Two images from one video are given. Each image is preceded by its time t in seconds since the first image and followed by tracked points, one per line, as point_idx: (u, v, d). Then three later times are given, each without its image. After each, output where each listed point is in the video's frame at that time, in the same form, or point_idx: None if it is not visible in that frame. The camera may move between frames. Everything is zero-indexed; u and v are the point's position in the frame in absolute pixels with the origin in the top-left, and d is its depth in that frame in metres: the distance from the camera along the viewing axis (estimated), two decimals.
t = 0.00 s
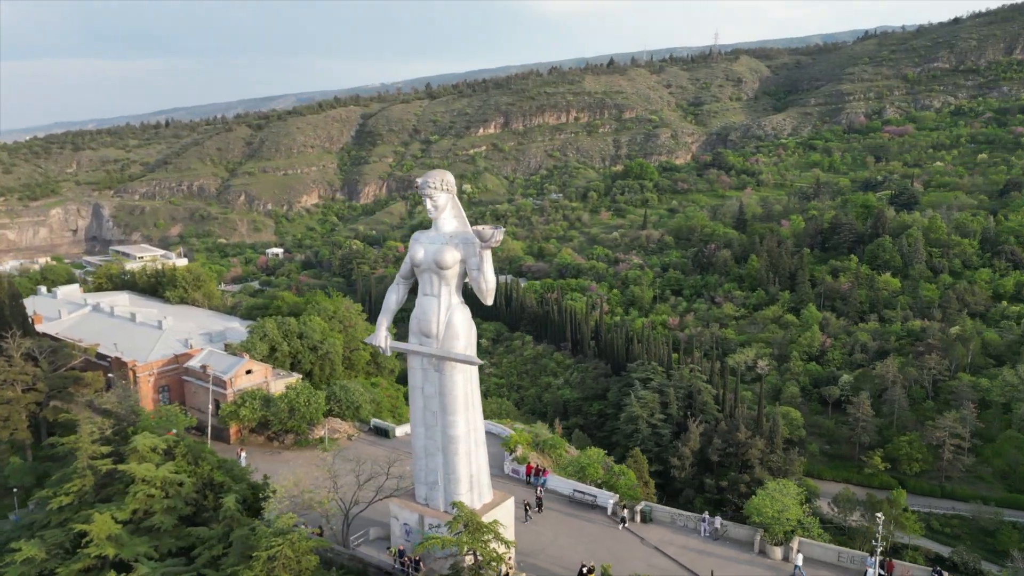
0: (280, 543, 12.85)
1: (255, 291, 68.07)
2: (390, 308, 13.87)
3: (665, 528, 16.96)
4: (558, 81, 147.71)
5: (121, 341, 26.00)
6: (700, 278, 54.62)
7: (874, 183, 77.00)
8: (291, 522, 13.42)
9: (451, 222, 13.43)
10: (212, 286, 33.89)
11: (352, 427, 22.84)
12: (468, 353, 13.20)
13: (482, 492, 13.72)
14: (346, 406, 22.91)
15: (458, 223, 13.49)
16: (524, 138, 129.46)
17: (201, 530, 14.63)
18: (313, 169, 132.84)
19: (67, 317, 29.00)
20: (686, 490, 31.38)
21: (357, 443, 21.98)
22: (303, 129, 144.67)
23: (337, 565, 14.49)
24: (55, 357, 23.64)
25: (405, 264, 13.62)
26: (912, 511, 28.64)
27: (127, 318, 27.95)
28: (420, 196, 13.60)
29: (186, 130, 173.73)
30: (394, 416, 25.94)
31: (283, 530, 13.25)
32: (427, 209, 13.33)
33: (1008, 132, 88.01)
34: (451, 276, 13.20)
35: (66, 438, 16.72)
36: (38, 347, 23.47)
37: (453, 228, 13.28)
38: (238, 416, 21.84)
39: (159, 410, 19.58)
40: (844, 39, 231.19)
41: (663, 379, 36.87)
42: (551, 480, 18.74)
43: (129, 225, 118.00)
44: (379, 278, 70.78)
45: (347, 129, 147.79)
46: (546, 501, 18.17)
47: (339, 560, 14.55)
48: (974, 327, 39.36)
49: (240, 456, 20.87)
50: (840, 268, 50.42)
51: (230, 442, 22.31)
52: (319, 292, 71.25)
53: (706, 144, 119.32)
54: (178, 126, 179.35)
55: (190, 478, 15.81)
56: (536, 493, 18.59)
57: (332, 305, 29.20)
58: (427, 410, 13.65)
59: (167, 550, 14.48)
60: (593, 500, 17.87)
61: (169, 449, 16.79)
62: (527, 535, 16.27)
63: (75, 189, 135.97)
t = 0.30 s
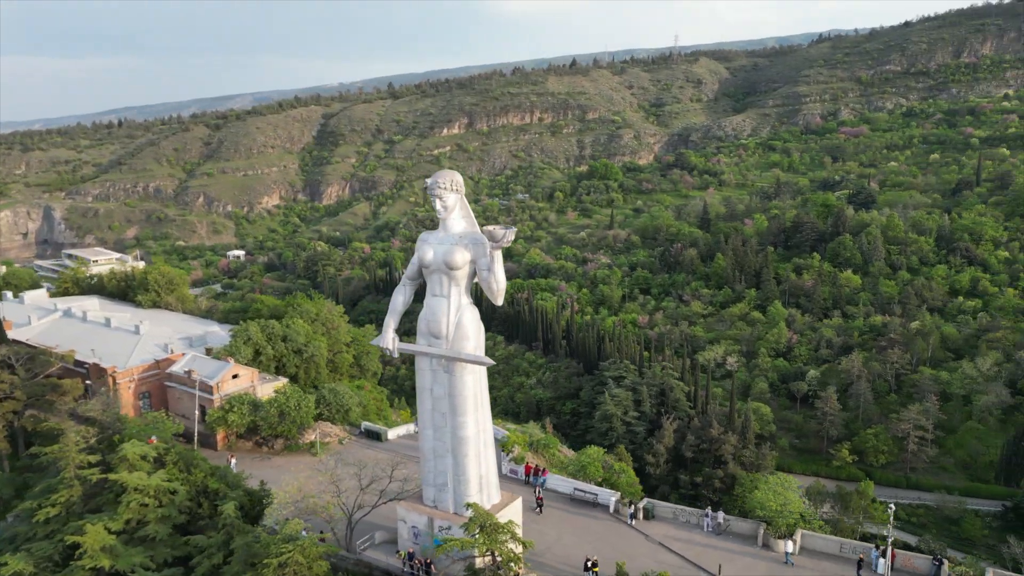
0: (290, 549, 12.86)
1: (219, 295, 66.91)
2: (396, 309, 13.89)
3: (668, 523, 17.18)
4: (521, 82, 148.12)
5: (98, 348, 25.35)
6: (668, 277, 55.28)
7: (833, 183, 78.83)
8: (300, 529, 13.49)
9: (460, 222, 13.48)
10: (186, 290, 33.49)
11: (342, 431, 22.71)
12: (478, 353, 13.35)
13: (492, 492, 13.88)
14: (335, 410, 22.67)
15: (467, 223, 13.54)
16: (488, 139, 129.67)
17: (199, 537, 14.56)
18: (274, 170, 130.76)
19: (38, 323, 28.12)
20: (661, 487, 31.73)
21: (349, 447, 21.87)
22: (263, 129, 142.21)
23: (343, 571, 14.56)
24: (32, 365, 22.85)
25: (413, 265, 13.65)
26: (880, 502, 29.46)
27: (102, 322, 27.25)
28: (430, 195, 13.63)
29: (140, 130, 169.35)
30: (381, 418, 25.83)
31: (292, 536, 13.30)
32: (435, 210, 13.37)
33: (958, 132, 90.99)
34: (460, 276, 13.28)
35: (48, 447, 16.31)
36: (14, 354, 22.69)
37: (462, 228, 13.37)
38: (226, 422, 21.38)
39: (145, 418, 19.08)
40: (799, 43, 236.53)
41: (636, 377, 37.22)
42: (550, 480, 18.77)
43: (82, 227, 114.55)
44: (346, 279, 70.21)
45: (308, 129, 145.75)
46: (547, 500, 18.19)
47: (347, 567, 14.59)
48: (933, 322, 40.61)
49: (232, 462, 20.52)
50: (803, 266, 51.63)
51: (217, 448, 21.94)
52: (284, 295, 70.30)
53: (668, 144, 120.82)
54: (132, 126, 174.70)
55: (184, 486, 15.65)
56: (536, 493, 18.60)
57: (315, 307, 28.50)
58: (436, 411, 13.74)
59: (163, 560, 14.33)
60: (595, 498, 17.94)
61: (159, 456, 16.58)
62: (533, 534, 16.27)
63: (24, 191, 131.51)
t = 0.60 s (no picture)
0: (301, 557, 12.95)
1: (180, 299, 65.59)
2: (404, 311, 13.93)
3: (669, 520, 17.30)
4: (484, 83, 148.18)
5: (73, 355, 24.70)
6: (636, 276, 55.81)
7: (792, 183, 80.46)
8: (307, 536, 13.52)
9: (468, 222, 13.51)
10: (158, 294, 32.79)
11: (333, 435, 22.31)
12: (488, 353, 13.47)
13: (501, 494, 14.06)
14: (325, 413, 22.34)
15: (475, 223, 13.57)
16: (452, 139, 129.72)
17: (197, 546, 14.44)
18: (234, 171, 128.40)
19: (6, 329, 27.29)
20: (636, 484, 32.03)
21: (340, 451, 21.51)
22: (221, 129, 139.34)
23: None
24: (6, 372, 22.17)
25: (421, 266, 13.68)
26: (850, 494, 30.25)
27: (75, 328, 26.54)
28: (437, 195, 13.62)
29: (92, 130, 164.52)
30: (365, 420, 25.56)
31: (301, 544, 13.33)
32: (444, 210, 13.38)
33: (910, 133, 93.82)
34: (471, 277, 13.35)
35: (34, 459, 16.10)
36: None
37: (470, 229, 13.39)
38: (214, 428, 20.86)
39: (133, 426, 18.76)
40: (756, 45, 241.01)
41: (610, 376, 37.44)
42: (549, 480, 18.72)
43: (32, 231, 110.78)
44: (312, 282, 69.47)
45: (268, 129, 143.40)
46: (547, 501, 18.16)
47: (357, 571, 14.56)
48: (894, 317, 41.81)
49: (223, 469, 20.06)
50: (767, 264, 52.71)
51: (204, 455, 21.41)
52: (248, 298, 69.23)
53: (630, 145, 122.21)
54: (83, 126, 169.62)
55: (178, 494, 15.43)
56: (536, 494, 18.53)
57: (296, 310, 28.03)
58: (445, 414, 13.84)
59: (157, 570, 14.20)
60: (595, 497, 18.01)
61: (151, 465, 16.37)
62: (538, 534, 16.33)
63: None
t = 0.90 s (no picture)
0: (313, 561, 12.83)
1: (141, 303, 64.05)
2: (411, 312, 13.94)
3: (671, 516, 17.47)
4: (447, 82, 147.88)
5: (49, 362, 24.03)
6: (604, 275, 56.23)
7: (754, 182, 81.83)
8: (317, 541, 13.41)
9: (477, 222, 13.55)
10: (130, 298, 32.17)
11: (324, 439, 21.97)
12: (498, 353, 13.54)
13: (509, 494, 14.17)
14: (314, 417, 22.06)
15: (483, 224, 13.61)
16: (416, 140, 129.16)
17: (197, 554, 14.30)
18: (192, 172, 125.63)
19: None
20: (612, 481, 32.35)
21: (331, 455, 21.20)
22: (178, 129, 135.93)
23: None
24: None
25: (429, 267, 13.67)
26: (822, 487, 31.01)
27: (49, 334, 25.83)
28: (445, 196, 13.62)
29: (40, 130, 159.11)
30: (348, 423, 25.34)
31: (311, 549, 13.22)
32: (452, 210, 13.41)
33: (865, 134, 96.44)
34: (480, 277, 13.40)
35: (21, 471, 15.97)
36: None
37: (480, 229, 13.43)
38: (201, 434, 20.38)
39: (120, 436, 18.44)
40: (713, 46, 244.82)
41: (584, 375, 37.72)
42: (548, 480, 18.80)
43: None
44: (277, 284, 68.52)
45: (227, 129, 140.66)
46: (548, 500, 18.24)
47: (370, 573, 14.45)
48: (857, 313, 42.88)
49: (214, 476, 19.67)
50: (732, 262, 53.59)
51: (191, 462, 20.87)
52: (210, 302, 67.92)
53: (594, 145, 123.60)
54: (30, 126, 163.98)
55: (173, 503, 15.32)
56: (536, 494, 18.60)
57: (278, 313, 27.65)
58: (455, 415, 13.87)
59: None
60: (595, 495, 18.14)
61: (143, 473, 16.28)
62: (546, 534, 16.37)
63: None
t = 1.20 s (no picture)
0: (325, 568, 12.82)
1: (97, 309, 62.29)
2: (418, 314, 13.98)
3: (672, 513, 17.62)
4: (409, 83, 147.12)
5: (23, 371, 23.42)
6: (572, 275, 56.55)
7: (715, 182, 83.00)
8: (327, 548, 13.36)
9: (485, 223, 13.65)
10: (98, 304, 31.50)
11: (314, 444, 21.66)
12: (507, 354, 13.60)
13: (516, 495, 14.27)
14: (303, 422, 21.76)
15: (491, 225, 13.72)
16: (378, 140, 128.23)
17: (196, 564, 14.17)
18: (147, 173, 122.45)
19: None
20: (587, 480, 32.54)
21: (323, 460, 20.93)
22: (131, 129, 131.99)
23: None
24: None
25: (437, 268, 13.71)
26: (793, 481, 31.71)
27: (21, 343, 25.18)
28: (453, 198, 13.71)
29: None
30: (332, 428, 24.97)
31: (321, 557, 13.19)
32: (460, 211, 13.56)
33: (821, 135, 98.80)
34: (489, 278, 13.48)
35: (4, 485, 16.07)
36: None
37: (487, 230, 13.60)
38: (188, 442, 20.03)
39: (103, 442, 18.17)
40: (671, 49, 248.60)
41: (557, 374, 37.82)
42: (548, 480, 18.83)
43: None
44: (239, 288, 67.29)
45: (182, 129, 137.47)
46: (548, 501, 18.28)
47: None
48: (820, 310, 43.91)
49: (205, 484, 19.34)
50: (698, 261, 54.31)
51: (178, 471, 20.46)
52: (170, 307, 66.37)
53: (557, 146, 124.92)
54: None
55: (166, 513, 15.18)
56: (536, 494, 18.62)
57: (258, 318, 27.20)
58: (463, 417, 13.93)
59: None
60: (596, 494, 18.22)
61: (134, 483, 16.15)
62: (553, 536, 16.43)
63: None
